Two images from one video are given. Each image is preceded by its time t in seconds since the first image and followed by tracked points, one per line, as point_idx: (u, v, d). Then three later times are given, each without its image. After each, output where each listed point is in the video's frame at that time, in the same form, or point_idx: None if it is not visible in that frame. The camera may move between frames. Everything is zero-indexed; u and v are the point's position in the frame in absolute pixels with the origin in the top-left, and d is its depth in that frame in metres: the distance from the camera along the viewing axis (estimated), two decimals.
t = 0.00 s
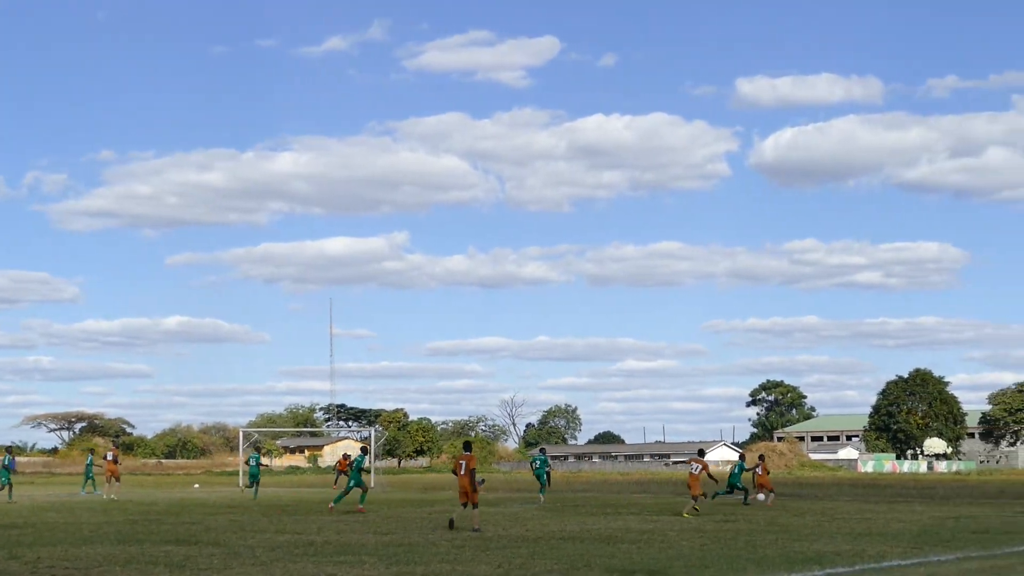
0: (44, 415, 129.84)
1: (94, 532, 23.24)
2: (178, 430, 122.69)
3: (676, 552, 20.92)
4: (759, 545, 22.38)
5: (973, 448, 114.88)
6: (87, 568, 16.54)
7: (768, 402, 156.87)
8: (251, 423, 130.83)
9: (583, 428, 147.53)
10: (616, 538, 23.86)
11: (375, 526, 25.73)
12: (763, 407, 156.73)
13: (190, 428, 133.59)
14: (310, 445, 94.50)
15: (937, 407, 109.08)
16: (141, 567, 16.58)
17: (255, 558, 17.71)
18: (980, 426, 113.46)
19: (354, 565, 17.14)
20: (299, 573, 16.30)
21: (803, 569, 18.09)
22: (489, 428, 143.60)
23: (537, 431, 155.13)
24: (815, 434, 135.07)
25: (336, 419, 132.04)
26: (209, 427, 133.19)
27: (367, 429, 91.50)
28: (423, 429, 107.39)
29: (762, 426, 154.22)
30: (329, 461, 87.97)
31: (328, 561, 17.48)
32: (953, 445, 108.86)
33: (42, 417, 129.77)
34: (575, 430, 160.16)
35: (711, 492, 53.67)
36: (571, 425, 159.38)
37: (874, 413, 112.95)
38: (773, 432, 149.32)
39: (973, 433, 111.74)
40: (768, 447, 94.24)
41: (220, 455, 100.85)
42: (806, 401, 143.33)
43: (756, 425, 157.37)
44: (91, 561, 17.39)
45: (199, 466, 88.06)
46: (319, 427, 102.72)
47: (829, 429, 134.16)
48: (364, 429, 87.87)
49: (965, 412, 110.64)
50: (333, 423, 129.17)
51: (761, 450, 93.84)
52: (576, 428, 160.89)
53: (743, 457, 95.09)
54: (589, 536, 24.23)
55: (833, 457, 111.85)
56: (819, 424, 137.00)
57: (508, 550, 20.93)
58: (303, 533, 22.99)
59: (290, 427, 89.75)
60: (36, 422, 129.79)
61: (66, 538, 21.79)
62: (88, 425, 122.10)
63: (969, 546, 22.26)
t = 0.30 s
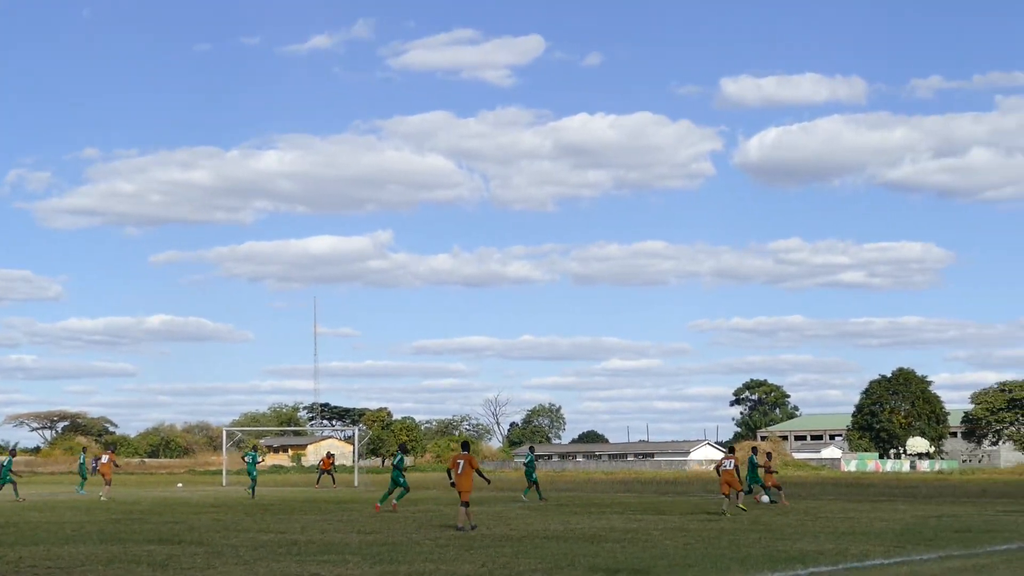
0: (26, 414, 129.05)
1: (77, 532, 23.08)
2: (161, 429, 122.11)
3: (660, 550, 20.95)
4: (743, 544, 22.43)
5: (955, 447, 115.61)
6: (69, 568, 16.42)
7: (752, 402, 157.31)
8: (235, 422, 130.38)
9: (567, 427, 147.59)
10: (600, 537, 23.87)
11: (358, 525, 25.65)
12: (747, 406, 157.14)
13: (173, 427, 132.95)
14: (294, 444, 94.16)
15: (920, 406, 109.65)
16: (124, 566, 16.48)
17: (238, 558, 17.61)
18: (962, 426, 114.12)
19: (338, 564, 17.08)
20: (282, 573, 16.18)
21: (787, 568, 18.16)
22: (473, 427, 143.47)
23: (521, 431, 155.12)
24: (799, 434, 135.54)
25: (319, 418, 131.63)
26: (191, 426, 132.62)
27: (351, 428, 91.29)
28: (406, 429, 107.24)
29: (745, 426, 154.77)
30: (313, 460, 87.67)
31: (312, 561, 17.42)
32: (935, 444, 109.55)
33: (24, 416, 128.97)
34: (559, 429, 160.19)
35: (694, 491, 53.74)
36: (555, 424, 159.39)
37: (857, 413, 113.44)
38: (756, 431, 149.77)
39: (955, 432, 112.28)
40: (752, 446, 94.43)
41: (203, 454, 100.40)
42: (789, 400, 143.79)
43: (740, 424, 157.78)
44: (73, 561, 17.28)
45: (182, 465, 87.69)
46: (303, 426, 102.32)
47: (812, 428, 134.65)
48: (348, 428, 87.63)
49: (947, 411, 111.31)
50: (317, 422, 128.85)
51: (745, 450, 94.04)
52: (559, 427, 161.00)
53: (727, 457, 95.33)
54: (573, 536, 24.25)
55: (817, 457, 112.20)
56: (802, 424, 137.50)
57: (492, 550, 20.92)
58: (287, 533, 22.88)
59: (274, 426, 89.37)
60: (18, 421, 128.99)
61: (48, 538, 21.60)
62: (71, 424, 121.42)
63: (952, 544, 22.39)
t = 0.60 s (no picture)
0: (6, 413, 128.27)
1: (58, 531, 22.93)
2: (142, 428, 121.59)
3: (641, 549, 21.06)
4: (725, 543, 22.50)
5: (936, 446, 116.35)
6: (50, 568, 16.30)
7: (734, 401, 157.92)
8: (217, 420, 129.93)
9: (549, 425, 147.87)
10: (583, 536, 23.96)
11: (342, 523, 25.70)
12: (729, 405, 157.76)
13: (154, 426, 132.39)
14: (276, 442, 94.02)
15: (901, 405, 110.27)
16: (105, 566, 16.37)
17: (220, 557, 17.57)
18: (943, 425, 114.79)
19: (321, 563, 17.08)
20: (264, 572, 16.15)
21: (768, 566, 18.29)
22: (456, 426, 143.55)
23: (503, 429, 155.32)
24: (781, 433, 136.19)
25: (301, 416, 131.29)
26: (173, 425, 132.09)
27: (333, 427, 91.09)
28: (389, 427, 107.11)
29: (728, 425, 155.25)
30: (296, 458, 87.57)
31: (294, 560, 17.41)
32: (916, 443, 110.19)
33: (5, 415, 128.21)
34: (541, 428, 160.40)
35: (676, 490, 54.02)
36: (537, 423, 159.57)
37: (839, 411, 113.93)
38: (738, 431, 150.43)
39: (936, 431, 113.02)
40: (733, 445, 94.87)
41: (186, 453, 100.12)
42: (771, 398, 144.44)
43: (721, 423, 158.43)
44: (54, 560, 17.18)
45: (164, 463, 87.33)
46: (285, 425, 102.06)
47: (794, 427, 135.32)
48: (329, 427, 87.44)
49: (928, 410, 111.94)
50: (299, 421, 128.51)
51: (727, 449, 94.49)
52: (542, 426, 161.18)
53: (709, 455, 95.61)
54: (555, 534, 24.28)
55: (799, 456, 112.76)
56: (784, 423, 138.16)
57: (474, 548, 20.99)
58: (268, 532, 22.78)
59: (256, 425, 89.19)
60: None
61: (29, 537, 21.47)
62: (52, 423, 120.75)
63: (933, 543, 22.51)
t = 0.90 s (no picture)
0: None
1: (32, 529, 22.73)
2: (116, 426, 120.82)
3: (616, 547, 21.14)
4: (700, 541, 22.67)
5: (910, 445, 117.25)
6: (22, 566, 16.19)
7: (710, 399, 158.59)
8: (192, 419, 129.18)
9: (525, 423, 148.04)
10: (558, 534, 24.00)
11: (317, 521, 25.66)
12: (705, 403, 158.45)
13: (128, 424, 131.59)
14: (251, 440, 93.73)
15: (876, 403, 111.09)
16: (79, 565, 16.29)
17: (194, 555, 17.49)
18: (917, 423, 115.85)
19: (295, 561, 17.06)
20: (239, 571, 16.08)
21: (742, 565, 18.40)
22: (432, 424, 143.56)
23: (479, 427, 155.42)
24: (756, 431, 136.89)
25: (277, 414, 130.85)
26: (148, 423, 131.31)
27: (309, 424, 90.80)
28: (365, 425, 106.93)
29: (703, 423, 155.99)
30: (271, 456, 87.32)
31: (269, 557, 17.38)
32: (891, 441, 111.09)
33: None
34: (517, 425, 160.56)
35: (652, 488, 54.23)
36: (513, 421, 159.71)
37: (814, 410, 114.68)
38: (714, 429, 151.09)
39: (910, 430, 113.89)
40: (709, 443, 95.30)
41: (161, 451, 99.66)
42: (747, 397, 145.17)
43: (697, 421, 159.09)
44: (28, 559, 17.06)
45: (138, 461, 86.81)
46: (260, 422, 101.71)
47: (769, 425, 136.05)
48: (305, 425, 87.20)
49: (902, 409, 112.91)
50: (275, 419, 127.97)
51: (702, 447, 94.92)
52: (518, 424, 161.34)
53: (684, 454, 96.01)
54: (530, 532, 24.40)
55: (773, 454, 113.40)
56: (759, 421, 138.88)
57: (450, 546, 21.00)
58: (243, 530, 22.66)
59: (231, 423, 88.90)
60: None
61: (2, 536, 21.29)
62: (25, 421, 119.83)
63: (907, 541, 22.73)
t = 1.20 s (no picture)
0: None
1: (13, 529, 22.60)
2: (96, 425, 120.14)
3: (599, 546, 21.15)
4: (682, 539, 22.70)
5: (892, 443, 117.88)
6: (2, 565, 16.10)
7: (692, 398, 158.97)
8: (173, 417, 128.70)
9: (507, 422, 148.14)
10: (541, 533, 24.01)
11: (298, 519, 25.59)
12: (687, 402, 158.85)
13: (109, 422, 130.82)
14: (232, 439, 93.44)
15: (858, 402, 111.62)
16: (60, 563, 16.22)
17: (174, 554, 17.45)
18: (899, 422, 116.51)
19: (277, 560, 17.05)
20: (220, 569, 16.03)
21: (725, 563, 18.41)
22: (414, 422, 143.39)
23: (461, 426, 155.36)
24: (738, 429, 137.35)
25: (258, 413, 130.39)
26: (128, 422, 130.62)
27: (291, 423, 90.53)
28: (347, 424, 106.76)
29: (686, 422, 156.46)
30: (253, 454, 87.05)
31: (250, 556, 17.35)
32: (872, 440, 111.65)
33: None
34: (499, 424, 160.54)
35: (634, 486, 54.33)
36: (495, 420, 159.60)
37: (796, 408, 115.13)
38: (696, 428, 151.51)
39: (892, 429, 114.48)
40: (691, 442, 95.56)
41: (142, 450, 99.18)
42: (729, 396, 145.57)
43: (679, 420, 159.51)
44: (9, 559, 16.97)
45: (120, 460, 86.41)
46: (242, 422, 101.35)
47: (751, 424, 136.53)
48: (287, 424, 86.98)
49: (884, 407, 113.50)
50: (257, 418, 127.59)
51: (684, 446, 95.15)
52: (500, 423, 161.35)
53: (667, 452, 96.20)
54: (512, 531, 24.38)
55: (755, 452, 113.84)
56: (742, 419, 139.34)
57: (432, 545, 21.02)
58: (224, 529, 22.66)
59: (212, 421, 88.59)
60: None
61: None
62: (5, 420, 119.02)
63: (889, 540, 22.85)
